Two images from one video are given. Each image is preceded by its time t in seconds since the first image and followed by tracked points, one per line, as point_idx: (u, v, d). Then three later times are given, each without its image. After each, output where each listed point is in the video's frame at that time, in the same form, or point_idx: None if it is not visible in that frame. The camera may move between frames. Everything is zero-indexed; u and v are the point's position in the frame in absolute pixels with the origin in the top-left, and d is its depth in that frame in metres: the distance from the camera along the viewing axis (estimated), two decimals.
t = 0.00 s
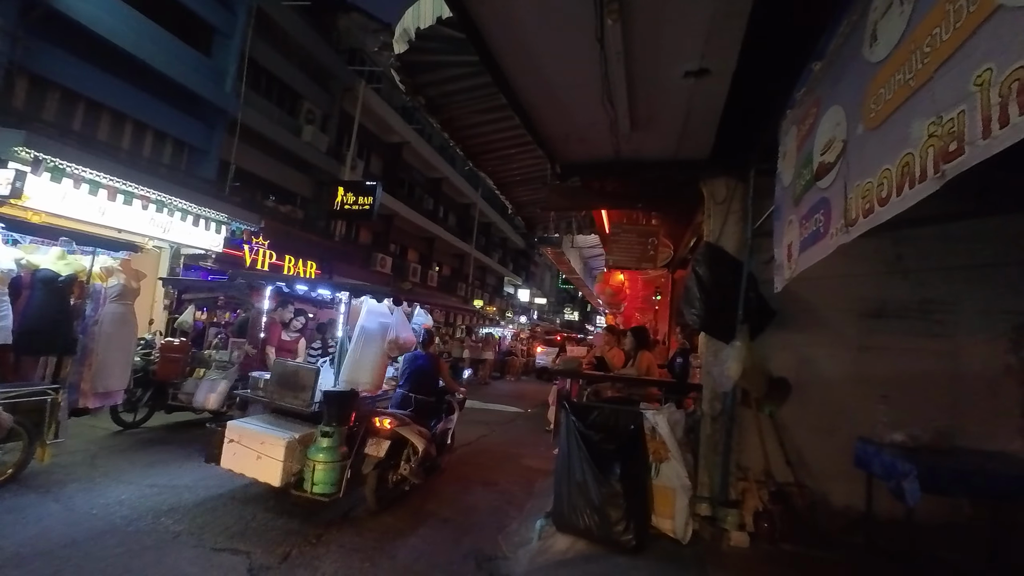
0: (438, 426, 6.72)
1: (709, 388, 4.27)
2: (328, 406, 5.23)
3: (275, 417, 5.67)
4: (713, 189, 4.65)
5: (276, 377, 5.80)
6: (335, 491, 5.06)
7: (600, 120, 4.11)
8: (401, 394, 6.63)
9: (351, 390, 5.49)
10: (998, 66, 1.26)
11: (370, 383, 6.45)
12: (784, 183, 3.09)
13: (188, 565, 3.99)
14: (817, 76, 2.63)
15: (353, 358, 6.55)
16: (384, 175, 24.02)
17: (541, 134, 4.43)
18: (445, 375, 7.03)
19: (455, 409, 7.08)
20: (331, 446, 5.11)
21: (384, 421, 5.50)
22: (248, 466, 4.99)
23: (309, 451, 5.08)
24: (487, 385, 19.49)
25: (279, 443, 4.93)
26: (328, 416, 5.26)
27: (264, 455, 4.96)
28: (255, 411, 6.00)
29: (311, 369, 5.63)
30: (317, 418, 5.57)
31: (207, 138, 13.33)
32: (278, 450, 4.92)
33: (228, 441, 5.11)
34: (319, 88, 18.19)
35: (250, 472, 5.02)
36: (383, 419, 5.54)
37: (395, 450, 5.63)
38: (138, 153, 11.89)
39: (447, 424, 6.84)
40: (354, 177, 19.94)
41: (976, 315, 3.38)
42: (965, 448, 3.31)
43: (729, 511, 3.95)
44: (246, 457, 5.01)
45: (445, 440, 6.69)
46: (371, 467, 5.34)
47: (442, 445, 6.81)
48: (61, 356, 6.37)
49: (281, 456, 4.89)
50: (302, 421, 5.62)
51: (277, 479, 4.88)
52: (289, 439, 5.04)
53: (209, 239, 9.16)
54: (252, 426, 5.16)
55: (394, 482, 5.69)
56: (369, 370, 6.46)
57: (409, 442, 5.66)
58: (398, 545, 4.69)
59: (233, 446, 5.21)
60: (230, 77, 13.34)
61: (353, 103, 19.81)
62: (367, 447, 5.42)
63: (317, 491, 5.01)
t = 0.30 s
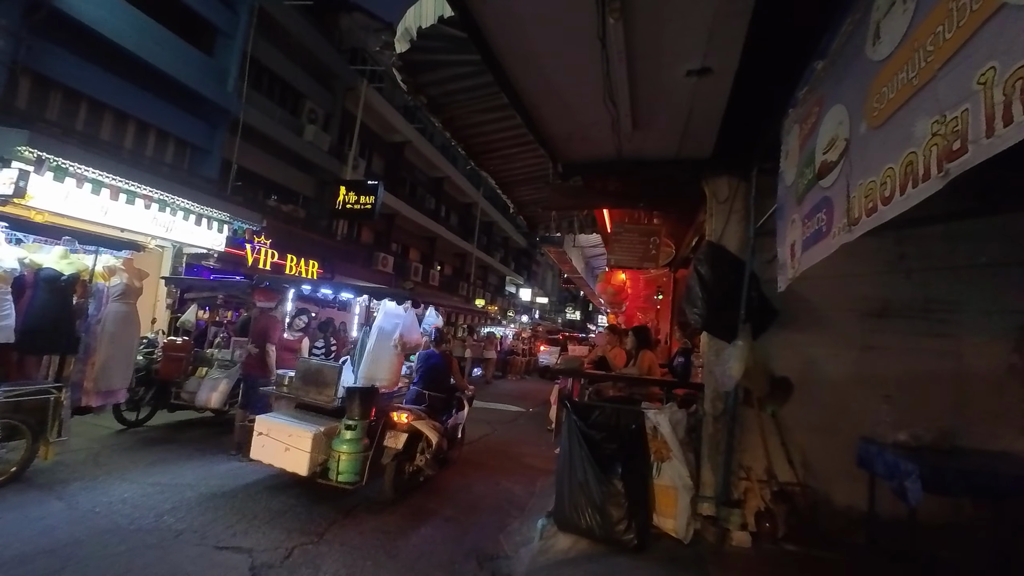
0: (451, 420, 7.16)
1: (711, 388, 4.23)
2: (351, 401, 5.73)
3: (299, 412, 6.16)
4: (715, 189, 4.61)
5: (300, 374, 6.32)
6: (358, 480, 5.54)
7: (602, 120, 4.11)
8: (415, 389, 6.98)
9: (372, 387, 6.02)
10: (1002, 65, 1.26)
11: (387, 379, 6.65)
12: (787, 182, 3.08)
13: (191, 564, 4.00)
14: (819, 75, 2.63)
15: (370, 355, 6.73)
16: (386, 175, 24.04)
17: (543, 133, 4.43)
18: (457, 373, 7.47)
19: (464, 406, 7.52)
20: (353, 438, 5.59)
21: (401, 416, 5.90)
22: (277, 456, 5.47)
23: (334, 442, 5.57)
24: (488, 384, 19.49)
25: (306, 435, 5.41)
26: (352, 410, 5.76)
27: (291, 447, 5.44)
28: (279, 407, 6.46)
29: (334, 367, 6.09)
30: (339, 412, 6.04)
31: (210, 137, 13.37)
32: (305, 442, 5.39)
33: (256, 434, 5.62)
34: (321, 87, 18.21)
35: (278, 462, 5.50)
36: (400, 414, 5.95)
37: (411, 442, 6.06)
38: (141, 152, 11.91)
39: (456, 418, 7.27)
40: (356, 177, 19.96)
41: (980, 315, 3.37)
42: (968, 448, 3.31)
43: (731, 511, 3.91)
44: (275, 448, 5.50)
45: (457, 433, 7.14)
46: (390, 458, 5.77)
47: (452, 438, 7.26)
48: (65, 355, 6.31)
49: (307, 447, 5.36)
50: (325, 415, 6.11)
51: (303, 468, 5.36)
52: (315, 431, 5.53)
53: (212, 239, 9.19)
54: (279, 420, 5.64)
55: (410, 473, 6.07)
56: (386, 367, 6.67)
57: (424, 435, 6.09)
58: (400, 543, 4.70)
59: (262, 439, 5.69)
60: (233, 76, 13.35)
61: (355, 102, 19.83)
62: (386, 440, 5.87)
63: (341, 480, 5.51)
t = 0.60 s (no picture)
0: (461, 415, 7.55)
1: (713, 387, 4.23)
2: (369, 396, 5.94)
3: (320, 407, 6.48)
4: (717, 188, 4.58)
5: (321, 371, 6.68)
6: (376, 470, 5.82)
7: (604, 119, 4.11)
8: (429, 387, 7.30)
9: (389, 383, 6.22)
10: (1003, 64, 1.25)
11: (405, 375, 7.08)
12: (789, 181, 3.07)
13: (193, 562, 4.01)
14: (821, 74, 2.62)
15: (388, 353, 7.18)
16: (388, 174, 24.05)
17: (544, 132, 4.42)
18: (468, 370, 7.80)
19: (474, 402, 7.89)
20: (372, 431, 5.84)
21: (416, 411, 6.29)
22: (301, 448, 5.78)
23: (354, 435, 5.83)
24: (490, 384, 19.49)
25: (329, 428, 5.73)
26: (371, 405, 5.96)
27: (314, 439, 5.74)
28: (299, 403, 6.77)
29: (352, 364, 6.57)
30: (358, 408, 6.39)
31: (212, 137, 13.41)
32: (328, 434, 5.71)
33: (281, 428, 5.94)
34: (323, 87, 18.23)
35: (302, 454, 5.80)
36: (415, 408, 6.32)
37: (425, 436, 6.40)
38: (143, 152, 11.93)
39: (466, 414, 7.64)
40: (358, 176, 19.97)
41: (982, 315, 3.37)
42: (969, 447, 3.30)
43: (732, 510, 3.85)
44: (299, 441, 5.80)
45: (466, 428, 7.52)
46: (407, 450, 6.08)
47: (462, 433, 7.65)
48: (68, 355, 6.32)
49: (330, 439, 5.67)
50: (344, 410, 6.46)
51: (326, 459, 5.66)
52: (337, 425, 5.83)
53: (214, 238, 9.20)
54: (303, 415, 5.95)
55: (424, 464, 6.42)
56: (403, 364, 7.09)
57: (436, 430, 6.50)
58: (402, 542, 4.71)
59: (285, 432, 5.98)
60: (234, 76, 13.36)
61: (356, 102, 19.83)
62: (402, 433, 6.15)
63: (362, 470, 5.77)
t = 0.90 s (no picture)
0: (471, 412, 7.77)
1: (714, 387, 4.23)
2: (385, 393, 6.29)
3: (337, 404, 6.63)
4: (719, 188, 4.56)
5: (340, 370, 6.86)
6: (393, 462, 6.17)
7: (605, 119, 4.10)
8: (441, 385, 7.45)
9: (402, 381, 6.53)
10: (1002, 65, 1.26)
11: (421, 373, 7.39)
12: (790, 181, 3.07)
13: (195, 561, 4.02)
14: (822, 74, 2.62)
15: (404, 353, 7.52)
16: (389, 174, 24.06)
17: (545, 132, 4.43)
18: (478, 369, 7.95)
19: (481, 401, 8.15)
20: (389, 426, 6.21)
21: (429, 407, 6.50)
22: (322, 442, 6.16)
23: (371, 430, 6.22)
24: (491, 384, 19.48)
25: (349, 423, 6.09)
26: (386, 402, 6.32)
27: (334, 434, 6.12)
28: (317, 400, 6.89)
29: (370, 363, 6.76)
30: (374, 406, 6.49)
31: (214, 137, 13.44)
32: (347, 429, 6.07)
33: (303, 423, 6.33)
34: (324, 87, 18.26)
35: (324, 447, 6.17)
36: (427, 405, 6.56)
37: (436, 431, 6.66)
38: (145, 152, 11.96)
39: (474, 411, 7.87)
40: (359, 176, 19.99)
41: (984, 315, 3.36)
42: (970, 448, 3.30)
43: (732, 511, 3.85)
44: (320, 435, 6.16)
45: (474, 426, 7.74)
46: (420, 443, 6.46)
47: (470, 429, 7.86)
48: (71, 355, 6.36)
49: (349, 434, 6.03)
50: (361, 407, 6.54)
51: (346, 452, 6.06)
52: (356, 420, 6.20)
53: (215, 239, 9.23)
54: (323, 411, 6.31)
55: (436, 458, 6.78)
56: (419, 362, 7.41)
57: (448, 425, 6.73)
58: (403, 541, 4.72)
59: (306, 427, 6.33)
60: (236, 76, 13.40)
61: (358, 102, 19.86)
62: (415, 428, 6.49)
63: (379, 462, 6.17)
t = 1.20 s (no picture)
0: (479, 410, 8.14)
1: (715, 387, 4.24)
2: (399, 391, 6.66)
3: (354, 401, 7.03)
4: (719, 189, 4.55)
5: (356, 369, 7.22)
6: (407, 456, 6.50)
7: (606, 119, 4.10)
8: (450, 383, 7.84)
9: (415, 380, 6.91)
10: (1001, 67, 1.26)
11: (431, 373, 7.77)
12: (791, 182, 3.07)
13: (196, 561, 4.03)
14: (823, 74, 2.62)
15: (416, 354, 7.87)
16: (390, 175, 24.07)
17: (546, 133, 4.43)
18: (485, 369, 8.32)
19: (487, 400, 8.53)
20: (403, 422, 6.53)
21: (440, 405, 6.88)
22: (340, 437, 6.50)
23: (387, 426, 6.54)
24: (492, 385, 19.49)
25: (365, 420, 6.43)
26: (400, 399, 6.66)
27: (351, 430, 6.45)
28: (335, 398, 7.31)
29: (384, 363, 7.08)
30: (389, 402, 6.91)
31: (216, 138, 13.48)
32: (363, 425, 6.40)
33: (322, 420, 6.69)
34: (326, 87, 18.29)
35: (341, 442, 6.50)
36: (438, 403, 6.93)
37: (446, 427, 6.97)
38: (147, 152, 11.99)
39: (482, 409, 8.25)
40: (360, 176, 20.01)
41: (985, 316, 3.36)
42: (971, 449, 3.30)
43: (731, 511, 3.88)
44: (338, 431, 6.52)
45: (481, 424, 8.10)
46: (432, 439, 6.81)
47: (478, 427, 8.19)
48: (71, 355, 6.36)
49: (365, 429, 6.36)
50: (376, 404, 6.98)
51: (362, 447, 6.36)
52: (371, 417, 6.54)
53: (216, 239, 9.25)
54: (341, 408, 6.67)
55: (447, 453, 7.15)
56: (429, 362, 7.78)
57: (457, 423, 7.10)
58: (403, 541, 4.73)
59: (325, 423, 6.71)
60: (238, 77, 13.43)
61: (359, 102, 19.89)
62: (427, 424, 6.84)
63: (394, 456, 6.48)
